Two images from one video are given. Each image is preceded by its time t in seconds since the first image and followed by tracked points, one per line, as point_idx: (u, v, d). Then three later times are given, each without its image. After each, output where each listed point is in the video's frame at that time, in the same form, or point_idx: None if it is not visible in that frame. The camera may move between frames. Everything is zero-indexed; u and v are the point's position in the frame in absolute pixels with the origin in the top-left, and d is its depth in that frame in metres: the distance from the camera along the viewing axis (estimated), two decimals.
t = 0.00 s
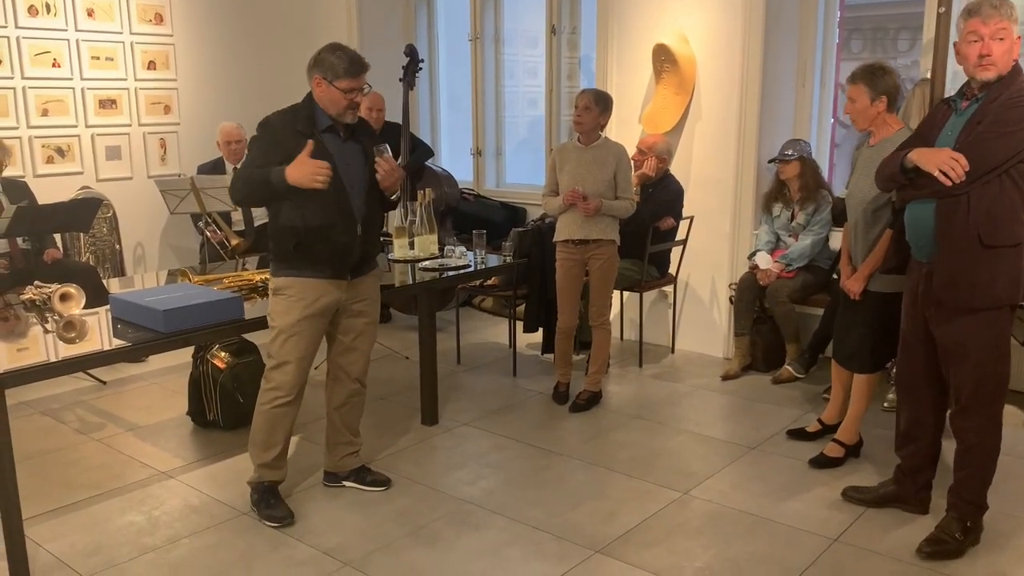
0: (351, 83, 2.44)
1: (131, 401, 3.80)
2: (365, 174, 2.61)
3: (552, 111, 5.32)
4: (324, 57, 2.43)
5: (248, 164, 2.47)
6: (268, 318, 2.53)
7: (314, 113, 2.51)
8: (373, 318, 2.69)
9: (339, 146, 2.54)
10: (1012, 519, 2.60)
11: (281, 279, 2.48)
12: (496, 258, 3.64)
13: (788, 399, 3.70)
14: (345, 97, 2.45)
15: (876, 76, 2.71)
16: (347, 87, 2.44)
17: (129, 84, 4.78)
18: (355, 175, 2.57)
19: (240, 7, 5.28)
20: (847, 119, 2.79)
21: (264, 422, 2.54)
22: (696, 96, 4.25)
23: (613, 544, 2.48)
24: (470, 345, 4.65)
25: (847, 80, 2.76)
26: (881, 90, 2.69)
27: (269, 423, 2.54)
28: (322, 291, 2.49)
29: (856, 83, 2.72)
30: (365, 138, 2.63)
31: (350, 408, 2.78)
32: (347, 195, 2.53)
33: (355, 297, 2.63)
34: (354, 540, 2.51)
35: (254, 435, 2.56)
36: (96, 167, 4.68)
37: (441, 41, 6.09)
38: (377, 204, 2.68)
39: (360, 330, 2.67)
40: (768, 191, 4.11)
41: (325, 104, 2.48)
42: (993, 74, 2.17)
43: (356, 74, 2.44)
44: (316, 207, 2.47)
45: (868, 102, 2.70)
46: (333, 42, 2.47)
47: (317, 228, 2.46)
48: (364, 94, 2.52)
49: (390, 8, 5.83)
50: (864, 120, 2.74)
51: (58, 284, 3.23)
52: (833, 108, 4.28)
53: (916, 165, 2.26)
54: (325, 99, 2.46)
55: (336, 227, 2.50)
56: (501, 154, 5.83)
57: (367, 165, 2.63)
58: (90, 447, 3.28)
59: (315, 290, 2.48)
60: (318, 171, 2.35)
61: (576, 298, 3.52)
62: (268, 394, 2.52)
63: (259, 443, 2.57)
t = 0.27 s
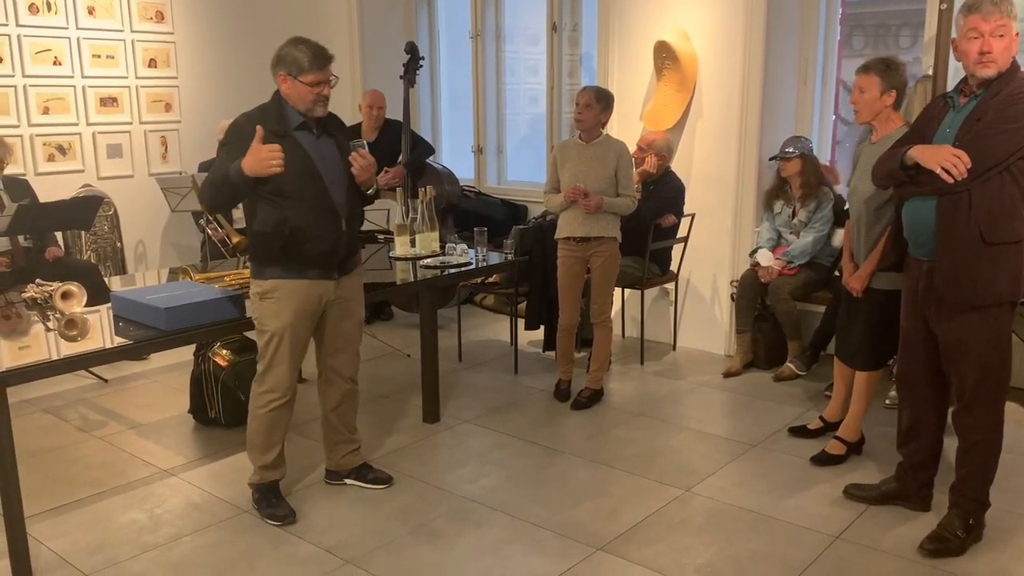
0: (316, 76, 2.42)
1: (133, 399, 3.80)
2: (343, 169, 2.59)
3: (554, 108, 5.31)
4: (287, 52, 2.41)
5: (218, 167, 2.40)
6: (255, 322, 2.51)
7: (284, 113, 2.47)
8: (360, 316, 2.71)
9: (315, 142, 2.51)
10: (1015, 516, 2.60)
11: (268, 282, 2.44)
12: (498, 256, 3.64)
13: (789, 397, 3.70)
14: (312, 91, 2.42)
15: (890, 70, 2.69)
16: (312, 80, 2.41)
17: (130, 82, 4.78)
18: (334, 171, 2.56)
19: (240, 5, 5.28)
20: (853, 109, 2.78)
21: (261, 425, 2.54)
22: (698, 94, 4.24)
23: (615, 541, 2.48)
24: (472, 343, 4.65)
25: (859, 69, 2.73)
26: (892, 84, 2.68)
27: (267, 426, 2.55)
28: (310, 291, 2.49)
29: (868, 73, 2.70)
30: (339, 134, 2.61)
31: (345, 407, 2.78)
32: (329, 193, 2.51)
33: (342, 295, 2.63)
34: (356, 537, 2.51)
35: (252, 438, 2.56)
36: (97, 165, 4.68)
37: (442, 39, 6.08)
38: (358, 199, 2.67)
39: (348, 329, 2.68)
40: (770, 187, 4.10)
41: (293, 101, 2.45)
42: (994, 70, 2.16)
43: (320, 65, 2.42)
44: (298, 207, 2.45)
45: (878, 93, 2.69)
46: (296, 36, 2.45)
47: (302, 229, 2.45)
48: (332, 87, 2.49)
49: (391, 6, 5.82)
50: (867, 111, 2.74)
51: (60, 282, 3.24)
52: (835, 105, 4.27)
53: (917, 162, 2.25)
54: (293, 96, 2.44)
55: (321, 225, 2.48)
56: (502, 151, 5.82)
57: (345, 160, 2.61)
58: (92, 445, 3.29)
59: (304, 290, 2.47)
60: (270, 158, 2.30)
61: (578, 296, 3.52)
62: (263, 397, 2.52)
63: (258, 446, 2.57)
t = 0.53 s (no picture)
0: (281, 64, 2.40)
1: (136, 397, 3.80)
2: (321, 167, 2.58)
3: (556, 106, 5.30)
4: (247, 48, 2.39)
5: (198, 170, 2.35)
6: (241, 327, 2.48)
7: (260, 112, 2.44)
8: (347, 317, 2.69)
9: (290, 140, 2.50)
10: (1019, 514, 2.59)
11: (253, 286, 2.42)
12: (500, 254, 3.64)
13: (793, 395, 3.69)
14: (279, 80, 2.41)
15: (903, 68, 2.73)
16: (277, 69, 2.40)
17: (133, 80, 4.78)
18: (313, 169, 2.56)
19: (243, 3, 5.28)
20: (862, 104, 2.79)
21: (257, 429, 2.54)
22: (701, 91, 4.23)
23: (618, 539, 2.48)
24: (475, 341, 4.65)
25: (874, 63, 2.75)
26: (904, 80, 2.71)
27: (264, 429, 2.55)
28: (297, 292, 2.48)
29: (883, 67, 2.72)
30: (313, 132, 2.61)
31: (342, 408, 2.77)
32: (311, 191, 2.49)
33: (327, 295, 2.62)
34: (359, 535, 2.51)
35: (249, 440, 2.56)
36: (101, 164, 4.69)
37: (444, 37, 6.07)
38: (337, 196, 2.66)
39: (335, 329, 2.66)
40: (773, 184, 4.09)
41: (264, 96, 2.43)
42: (993, 67, 2.15)
43: (283, 53, 2.40)
44: (280, 207, 2.43)
45: (890, 88, 2.71)
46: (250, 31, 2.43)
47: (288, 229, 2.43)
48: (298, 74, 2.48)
49: (394, 4, 5.82)
50: (877, 105, 2.75)
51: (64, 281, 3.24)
52: (838, 103, 4.26)
53: (916, 160, 2.24)
54: (263, 92, 2.43)
55: (305, 225, 2.47)
56: (505, 149, 5.82)
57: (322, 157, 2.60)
58: (96, 443, 3.29)
59: (288, 292, 2.46)
60: (255, 154, 2.25)
61: (581, 293, 3.52)
62: (255, 400, 2.51)
63: (256, 447, 2.57)
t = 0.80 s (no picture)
0: (270, 62, 2.40)
1: (141, 395, 3.81)
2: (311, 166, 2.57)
3: (561, 104, 5.30)
4: (234, 47, 2.38)
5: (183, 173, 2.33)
6: (238, 330, 2.49)
7: (246, 114, 2.43)
8: (342, 314, 2.67)
9: (279, 140, 2.49)
10: None
11: (247, 289, 2.43)
12: (504, 252, 3.63)
13: (797, 393, 3.69)
14: (270, 77, 2.41)
15: (913, 67, 2.73)
16: (266, 67, 2.40)
17: (139, 79, 4.80)
18: (303, 168, 2.55)
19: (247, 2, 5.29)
20: (869, 99, 2.78)
21: (258, 429, 2.54)
22: (705, 89, 4.23)
23: (622, 537, 2.48)
24: (479, 339, 4.65)
25: (885, 59, 2.75)
26: (913, 78, 2.71)
27: (265, 429, 2.55)
28: (291, 293, 2.48)
29: (894, 63, 2.72)
30: (300, 131, 2.60)
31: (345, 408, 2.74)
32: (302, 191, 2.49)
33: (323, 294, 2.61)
34: (363, 533, 2.52)
35: (251, 441, 2.57)
36: (106, 162, 4.70)
37: (449, 35, 6.07)
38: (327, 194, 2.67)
39: (331, 328, 2.65)
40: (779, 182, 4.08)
41: (252, 94, 2.43)
42: (993, 65, 2.15)
43: (271, 49, 2.40)
44: (272, 209, 2.43)
45: (899, 84, 2.70)
46: (237, 30, 2.42)
47: (279, 230, 2.43)
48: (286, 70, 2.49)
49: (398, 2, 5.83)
50: (884, 101, 2.75)
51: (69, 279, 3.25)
52: (843, 101, 4.24)
53: (916, 159, 2.24)
54: (251, 90, 2.42)
55: (297, 226, 2.47)
56: (509, 147, 5.82)
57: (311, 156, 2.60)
58: (101, 441, 3.30)
59: (283, 292, 2.46)
60: (238, 150, 2.24)
61: (585, 291, 3.52)
62: (255, 401, 2.51)
63: (259, 448, 2.58)
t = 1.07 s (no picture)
0: (263, 64, 2.40)
1: (145, 393, 3.82)
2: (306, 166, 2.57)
3: (564, 103, 5.30)
4: (227, 47, 2.38)
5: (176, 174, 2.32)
6: (236, 331, 2.49)
7: (239, 115, 2.43)
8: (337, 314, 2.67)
9: (273, 140, 2.48)
10: None
11: (244, 290, 2.44)
12: (507, 251, 3.63)
13: (800, 392, 3.68)
14: (260, 81, 2.41)
15: (919, 66, 2.74)
16: (258, 70, 2.39)
17: (142, 77, 4.80)
18: (297, 168, 2.55)
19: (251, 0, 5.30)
20: (874, 96, 2.78)
21: (259, 428, 2.55)
22: (709, 88, 4.22)
23: (624, 535, 2.48)
24: (482, 337, 4.65)
25: (891, 58, 2.76)
26: (918, 77, 2.71)
27: (266, 427, 2.56)
28: (287, 293, 2.48)
29: (900, 62, 2.72)
30: (292, 131, 2.60)
31: (342, 407, 2.74)
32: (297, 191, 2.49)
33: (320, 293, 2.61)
34: (366, 531, 2.52)
35: (253, 441, 2.57)
36: (110, 160, 4.71)
37: (452, 34, 6.08)
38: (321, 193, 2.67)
39: (326, 327, 2.64)
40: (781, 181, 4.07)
41: (244, 97, 2.43)
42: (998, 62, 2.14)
43: (266, 52, 2.40)
44: (267, 210, 2.43)
45: (904, 83, 2.71)
46: (232, 30, 2.42)
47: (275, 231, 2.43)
48: (280, 74, 2.47)
49: (401, 1, 5.83)
50: (889, 99, 2.75)
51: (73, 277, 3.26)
52: (847, 100, 4.23)
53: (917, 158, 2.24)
54: (242, 92, 2.42)
55: (294, 226, 2.47)
56: (513, 146, 5.82)
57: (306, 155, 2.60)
58: (105, 438, 3.31)
59: (279, 292, 2.46)
60: (223, 143, 2.22)
61: (588, 290, 3.52)
62: (255, 401, 2.52)
63: (260, 447, 2.59)
